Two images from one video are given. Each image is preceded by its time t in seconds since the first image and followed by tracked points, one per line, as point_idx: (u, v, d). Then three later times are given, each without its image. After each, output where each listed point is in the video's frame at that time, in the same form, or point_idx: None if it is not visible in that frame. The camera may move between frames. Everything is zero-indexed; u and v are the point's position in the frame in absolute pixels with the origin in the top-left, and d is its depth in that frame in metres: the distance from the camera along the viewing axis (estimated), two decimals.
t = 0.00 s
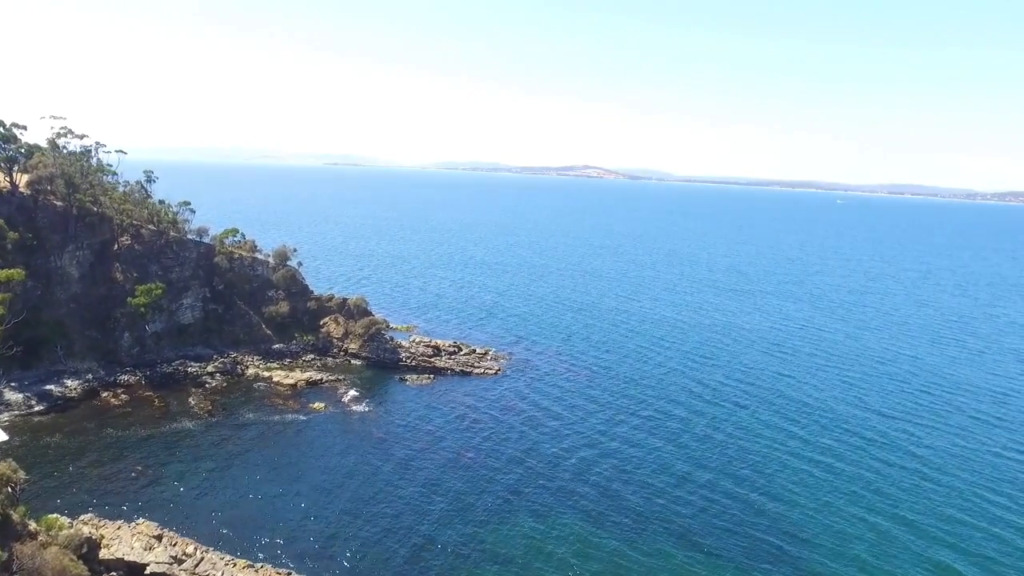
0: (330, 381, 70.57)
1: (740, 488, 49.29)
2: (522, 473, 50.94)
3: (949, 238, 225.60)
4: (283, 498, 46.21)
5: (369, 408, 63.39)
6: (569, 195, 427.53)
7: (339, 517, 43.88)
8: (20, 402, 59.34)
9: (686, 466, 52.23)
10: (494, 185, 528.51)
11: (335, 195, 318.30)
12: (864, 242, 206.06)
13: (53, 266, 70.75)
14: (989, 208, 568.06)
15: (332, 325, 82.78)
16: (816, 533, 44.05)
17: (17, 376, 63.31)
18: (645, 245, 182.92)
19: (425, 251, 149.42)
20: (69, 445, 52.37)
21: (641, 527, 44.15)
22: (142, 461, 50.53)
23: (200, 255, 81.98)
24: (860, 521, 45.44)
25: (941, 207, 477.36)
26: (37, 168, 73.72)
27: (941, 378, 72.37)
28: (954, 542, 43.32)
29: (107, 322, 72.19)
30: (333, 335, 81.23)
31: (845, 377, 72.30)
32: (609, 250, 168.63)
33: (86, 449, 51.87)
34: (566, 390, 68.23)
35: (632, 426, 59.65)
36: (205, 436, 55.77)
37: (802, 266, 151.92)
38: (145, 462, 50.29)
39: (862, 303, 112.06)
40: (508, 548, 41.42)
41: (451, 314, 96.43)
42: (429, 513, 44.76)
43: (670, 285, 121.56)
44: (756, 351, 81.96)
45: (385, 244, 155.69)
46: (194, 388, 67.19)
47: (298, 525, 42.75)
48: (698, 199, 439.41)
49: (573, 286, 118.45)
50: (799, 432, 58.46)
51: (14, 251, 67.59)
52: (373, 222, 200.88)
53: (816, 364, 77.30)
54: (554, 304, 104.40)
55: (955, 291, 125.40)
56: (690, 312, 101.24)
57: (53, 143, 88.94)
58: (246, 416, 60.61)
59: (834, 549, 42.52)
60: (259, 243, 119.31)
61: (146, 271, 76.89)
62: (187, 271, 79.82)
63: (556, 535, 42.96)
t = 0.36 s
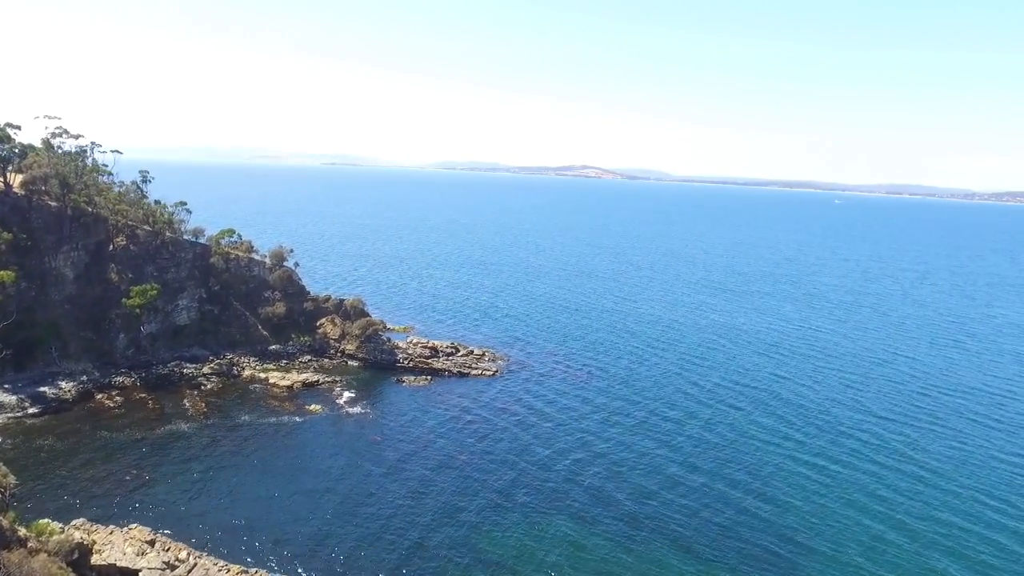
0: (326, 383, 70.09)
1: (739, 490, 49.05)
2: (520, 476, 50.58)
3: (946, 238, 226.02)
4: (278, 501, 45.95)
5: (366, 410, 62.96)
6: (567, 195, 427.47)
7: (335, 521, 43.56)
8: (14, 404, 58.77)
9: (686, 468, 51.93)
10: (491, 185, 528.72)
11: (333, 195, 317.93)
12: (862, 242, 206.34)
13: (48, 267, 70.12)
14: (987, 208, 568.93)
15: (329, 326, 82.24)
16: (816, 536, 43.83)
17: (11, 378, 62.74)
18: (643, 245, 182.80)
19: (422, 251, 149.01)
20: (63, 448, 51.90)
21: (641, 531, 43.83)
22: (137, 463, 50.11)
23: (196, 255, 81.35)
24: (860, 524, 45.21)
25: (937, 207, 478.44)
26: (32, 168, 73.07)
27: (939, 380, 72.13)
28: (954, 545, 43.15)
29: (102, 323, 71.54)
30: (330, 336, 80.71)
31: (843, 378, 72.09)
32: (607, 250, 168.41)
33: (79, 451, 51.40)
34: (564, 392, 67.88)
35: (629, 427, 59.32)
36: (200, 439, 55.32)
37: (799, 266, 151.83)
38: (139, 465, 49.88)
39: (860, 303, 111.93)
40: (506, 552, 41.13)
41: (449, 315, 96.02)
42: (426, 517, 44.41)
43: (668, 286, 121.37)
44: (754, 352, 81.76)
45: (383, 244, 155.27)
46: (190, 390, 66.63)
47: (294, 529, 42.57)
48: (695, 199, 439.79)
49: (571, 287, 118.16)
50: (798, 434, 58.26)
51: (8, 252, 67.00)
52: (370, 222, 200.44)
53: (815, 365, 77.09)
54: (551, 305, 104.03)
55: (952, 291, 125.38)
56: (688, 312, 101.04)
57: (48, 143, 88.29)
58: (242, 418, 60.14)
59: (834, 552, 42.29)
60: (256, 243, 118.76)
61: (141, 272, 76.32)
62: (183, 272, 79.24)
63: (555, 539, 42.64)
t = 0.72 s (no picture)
0: (323, 385, 69.61)
1: (738, 493, 48.70)
2: (518, 479, 50.19)
3: (944, 239, 226.46)
4: (274, 504, 45.52)
5: (363, 413, 62.53)
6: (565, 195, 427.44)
7: (332, 524, 43.20)
8: (8, 407, 58.24)
9: (683, 471, 51.60)
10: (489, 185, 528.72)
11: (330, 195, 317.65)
12: (860, 243, 206.47)
13: (43, 268, 69.55)
14: (985, 209, 569.88)
15: (326, 327, 81.75)
16: (816, 540, 43.49)
17: (6, 380, 62.23)
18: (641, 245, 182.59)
19: (419, 251, 148.59)
20: (58, 450, 51.40)
21: (640, 535, 43.45)
22: (131, 466, 49.64)
23: (192, 256, 80.70)
24: (859, 527, 44.87)
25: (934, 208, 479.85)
26: (27, 168, 72.45)
27: (938, 381, 71.95)
28: (954, 549, 42.80)
29: (97, 325, 70.91)
30: (327, 338, 80.20)
31: (842, 380, 71.81)
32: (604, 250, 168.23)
33: (74, 454, 50.93)
34: (562, 394, 67.59)
35: (627, 430, 59.02)
36: (195, 441, 54.86)
37: (798, 267, 151.67)
38: (134, 468, 49.43)
39: (858, 304, 111.81)
40: (503, 557, 40.75)
41: (447, 316, 95.66)
42: (423, 521, 44.00)
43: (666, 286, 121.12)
44: (753, 353, 81.44)
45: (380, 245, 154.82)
46: (186, 392, 66.08)
47: (289, 532, 42.14)
48: (693, 200, 440.00)
49: (569, 287, 117.85)
50: (797, 436, 57.99)
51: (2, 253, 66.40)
52: (367, 222, 200.00)
53: (814, 366, 76.78)
54: (550, 306, 103.65)
55: (950, 292, 125.36)
56: (686, 313, 100.77)
57: (43, 143, 87.72)
58: (238, 420, 59.68)
59: (834, 556, 41.96)
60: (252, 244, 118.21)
61: (137, 273, 75.72)
62: (179, 273, 78.65)
63: (552, 544, 42.25)
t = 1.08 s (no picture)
0: (320, 387, 69.22)
1: (737, 497, 48.36)
2: (516, 482, 49.80)
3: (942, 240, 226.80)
4: (272, 507, 45.18)
5: (360, 415, 62.22)
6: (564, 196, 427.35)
7: (327, 527, 43.00)
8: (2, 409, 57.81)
9: (682, 474, 51.37)
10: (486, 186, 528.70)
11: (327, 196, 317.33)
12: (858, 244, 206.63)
13: (38, 269, 69.03)
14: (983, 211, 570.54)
15: (324, 329, 81.28)
16: (815, 544, 43.22)
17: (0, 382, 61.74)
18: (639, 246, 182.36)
19: (418, 252, 148.22)
20: (52, 452, 51.02)
21: (637, 538, 43.29)
22: (126, 469, 49.34)
23: (189, 257, 80.22)
24: (859, 530, 44.68)
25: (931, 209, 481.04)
26: (22, 168, 71.95)
27: (936, 383, 71.88)
28: (953, 553, 42.62)
29: (93, 326, 70.32)
30: (324, 339, 79.75)
31: (841, 382, 71.58)
32: (603, 251, 167.96)
33: (68, 456, 50.59)
34: (560, 396, 67.31)
35: (626, 432, 58.82)
36: (191, 444, 54.49)
37: (796, 268, 151.66)
38: (129, 471, 49.09)
39: (856, 306, 111.73)
40: (502, 561, 40.37)
41: (446, 317, 95.37)
42: (421, 525, 43.58)
43: (664, 288, 120.93)
44: (753, 355, 81.18)
45: (378, 246, 154.38)
46: (182, 394, 65.63)
47: (286, 536, 41.79)
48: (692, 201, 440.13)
49: (568, 289, 117.59)
50: (796, 438, 57.72)
51: None
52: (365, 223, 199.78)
53: (813, 368, 76.56)
54: (549, 307, 103.41)
55: (949, 294, 125.25)
56: (685, 314, 100.62)
57: (39, 143, 87.23)
58: (235, 422, 59.31)
59: (834, 560, 41.68)
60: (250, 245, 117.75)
61: (133, 274, 75.14)
62: (176, 275, 78.16)
63: (551, 548, 41.84)
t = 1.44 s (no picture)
0: (318, 387, 69.13)
1: (735, 497, 48.36)
2: (515, 483, 49.75)
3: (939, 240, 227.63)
4: (270, 508, 45.07)
5: (359, 415, 62.11)
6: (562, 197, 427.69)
7: (325, 527, 42.97)
8: None
9: (680, 475, 51.37)
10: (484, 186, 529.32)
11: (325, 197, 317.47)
12: (856, 245, 207.17)
13: (35, 269, 68.77)
14: (981, 211, 571.08)
15: (322, 329, 81.12)
16: (812, 545, 43.22)
17: None
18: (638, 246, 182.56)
19: (416, 253, 148.14)
20: (49, 453, 50.84)
21: (635, 538, 43.35)
22: (124, 470, 49.17)
23: (187, 258, 80.06)
24: (858, 530, 44.78)
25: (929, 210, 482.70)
26: (19, 168, 71.69)
27: (934, 384, 71.91)
28: (951, 553, 42.64)
29: (91, 327, 70.06)
30: (322, 340, 79.56)
31: (838, 383, 71.65)
32: (601, 252, 168.07)
33: (65, 457, 50.39)
34: (559, 396, 67.31)
35: (624, 433, 58.83)
36: (189, 445, 54.35)
37: (794, 269, 152.07)
38: (126, 472, 48.93)
39: (854, 306, 111.97)
40: (500, 562, 40.32)
41: (444, 317, 95.34)
42: (419, 525, 43.52)
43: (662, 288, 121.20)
44: (751, 356, 81.21)
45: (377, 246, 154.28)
46: (180, 394, 65.47)
47: (284, 538, 41.63)
48: (690, 202, 441.02)
49: (566, 289, 117.67)
50: (794, 439, 57.78)
51: None
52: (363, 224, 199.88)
53: (811, 369, 76.62)
54: (546, 307, 103.54)
55: (947, 294, 125.54)
56: (683, 315, 100.67)
57: (36, 143, 86.99)
58: (233, 423, 59.19)
59: (831, 561, 41.68)
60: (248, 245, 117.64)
61: (131, 275, 74.89)
62: (174, 275, 77.99)
63: (549, 549, 41.78)
